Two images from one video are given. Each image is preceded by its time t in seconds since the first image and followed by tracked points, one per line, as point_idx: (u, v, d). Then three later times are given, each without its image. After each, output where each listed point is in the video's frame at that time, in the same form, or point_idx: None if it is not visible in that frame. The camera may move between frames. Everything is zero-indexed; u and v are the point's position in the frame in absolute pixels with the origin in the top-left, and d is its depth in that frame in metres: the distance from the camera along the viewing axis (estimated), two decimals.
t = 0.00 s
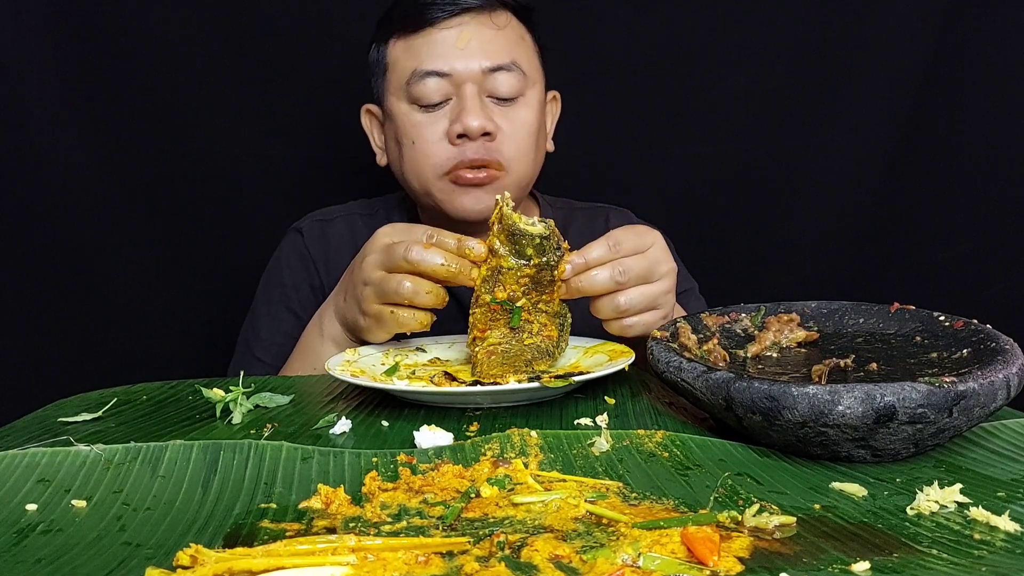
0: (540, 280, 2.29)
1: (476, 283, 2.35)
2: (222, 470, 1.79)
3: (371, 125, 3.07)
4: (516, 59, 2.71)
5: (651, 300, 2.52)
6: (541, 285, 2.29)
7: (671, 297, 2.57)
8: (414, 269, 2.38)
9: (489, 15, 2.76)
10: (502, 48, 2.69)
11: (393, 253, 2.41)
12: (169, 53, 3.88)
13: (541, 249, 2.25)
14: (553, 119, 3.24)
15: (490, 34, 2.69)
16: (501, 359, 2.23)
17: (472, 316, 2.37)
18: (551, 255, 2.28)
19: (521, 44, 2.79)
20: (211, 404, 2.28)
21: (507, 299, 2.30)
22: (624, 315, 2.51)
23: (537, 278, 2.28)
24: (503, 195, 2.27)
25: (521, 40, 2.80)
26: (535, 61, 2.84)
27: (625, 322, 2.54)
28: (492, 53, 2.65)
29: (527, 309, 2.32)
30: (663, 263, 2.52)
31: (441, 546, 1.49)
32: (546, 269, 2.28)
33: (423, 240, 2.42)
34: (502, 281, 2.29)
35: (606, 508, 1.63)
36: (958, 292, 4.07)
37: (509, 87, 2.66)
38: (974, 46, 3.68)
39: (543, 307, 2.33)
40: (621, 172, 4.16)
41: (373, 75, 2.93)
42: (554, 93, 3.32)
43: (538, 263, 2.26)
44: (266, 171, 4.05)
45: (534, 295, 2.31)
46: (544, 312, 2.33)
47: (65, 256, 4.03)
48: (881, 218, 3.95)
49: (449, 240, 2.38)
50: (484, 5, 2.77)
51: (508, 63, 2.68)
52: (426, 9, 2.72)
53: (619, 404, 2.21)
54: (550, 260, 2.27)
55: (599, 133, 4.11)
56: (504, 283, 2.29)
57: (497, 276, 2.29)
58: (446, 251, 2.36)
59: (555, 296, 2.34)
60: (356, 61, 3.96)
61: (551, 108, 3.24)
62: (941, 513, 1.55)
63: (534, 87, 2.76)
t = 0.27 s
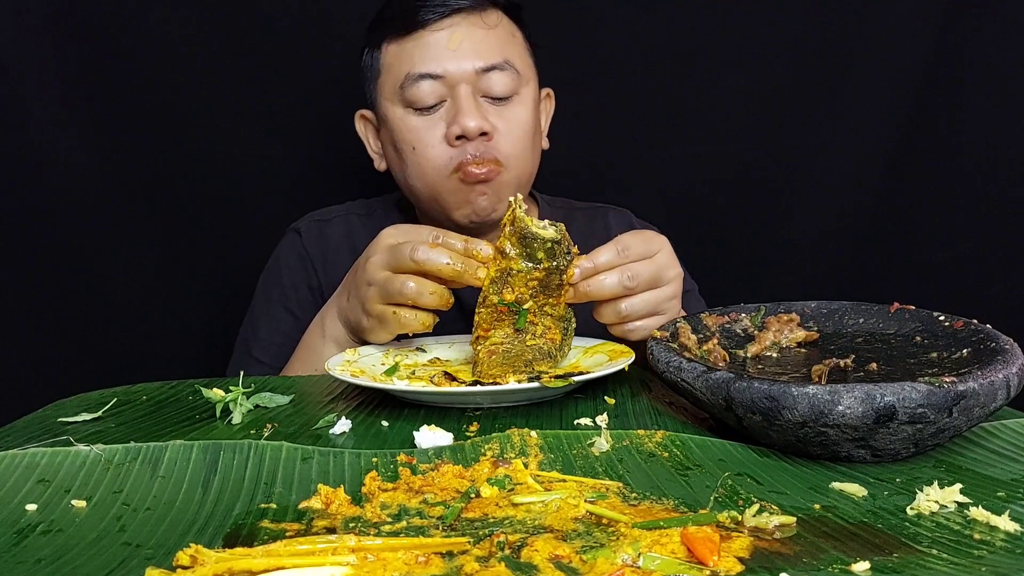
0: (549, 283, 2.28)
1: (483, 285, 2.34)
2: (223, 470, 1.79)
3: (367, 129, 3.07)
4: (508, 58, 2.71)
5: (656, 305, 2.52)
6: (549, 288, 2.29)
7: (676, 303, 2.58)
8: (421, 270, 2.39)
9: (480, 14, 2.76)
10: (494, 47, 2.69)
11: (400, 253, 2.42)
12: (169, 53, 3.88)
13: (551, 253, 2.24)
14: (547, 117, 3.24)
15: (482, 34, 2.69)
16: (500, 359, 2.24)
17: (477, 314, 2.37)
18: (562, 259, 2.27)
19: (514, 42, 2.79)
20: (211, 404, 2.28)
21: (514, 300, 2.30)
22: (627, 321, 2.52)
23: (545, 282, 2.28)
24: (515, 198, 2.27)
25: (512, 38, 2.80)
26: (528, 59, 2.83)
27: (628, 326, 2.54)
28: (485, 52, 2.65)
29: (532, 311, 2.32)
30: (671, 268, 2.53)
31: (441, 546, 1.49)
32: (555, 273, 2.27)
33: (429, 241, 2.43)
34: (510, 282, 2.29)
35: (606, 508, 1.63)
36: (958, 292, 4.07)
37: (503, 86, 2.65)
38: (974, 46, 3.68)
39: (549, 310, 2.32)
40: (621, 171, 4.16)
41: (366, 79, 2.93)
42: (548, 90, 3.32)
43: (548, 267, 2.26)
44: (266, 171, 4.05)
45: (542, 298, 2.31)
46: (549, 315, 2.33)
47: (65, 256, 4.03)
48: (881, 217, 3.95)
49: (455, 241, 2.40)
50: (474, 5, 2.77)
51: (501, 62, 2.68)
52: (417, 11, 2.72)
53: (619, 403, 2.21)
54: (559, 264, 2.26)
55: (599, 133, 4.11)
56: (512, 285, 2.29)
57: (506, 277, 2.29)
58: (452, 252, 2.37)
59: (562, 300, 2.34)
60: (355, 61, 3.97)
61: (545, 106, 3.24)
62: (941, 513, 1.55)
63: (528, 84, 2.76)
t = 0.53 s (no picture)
0: (555, 286, 2.30)
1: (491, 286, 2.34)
2: (223, 470, 1.79)
3: (362, 131, 3.07)
4: (504, 59, 2.72)
5: (658, 313, 2.54)
6: (555, 290, 2.31)
7: (678, 312, 2.59)
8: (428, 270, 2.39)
9: (476, 15, 2.77)
10: (490, 48, 2.69)
11: (408, 253, 2.41)
12: (169, 53, 3.88)
13: (559, 255, 2.27)
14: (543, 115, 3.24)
15: (478, 35, 2.70)
16: (502, 358, 2.25)
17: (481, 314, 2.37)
18: (569, 262, 2.29)
19: (509, 42, 2.80)
20: (211, 404, 2.28)
21: (520, 301, 2.31)
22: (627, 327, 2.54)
23: (551, 284, 2.29)
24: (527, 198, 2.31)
25: (507, 39, 2.80)
26: (522, 59, 2.84)
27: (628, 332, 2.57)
28: (482, 53, 2.66)
29: (537, 313, 2.32)
30: (676, 277, 2.54)
31: (441, 546, 1.49)
32: (562, 275, 2.29)
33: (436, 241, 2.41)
34: (518, 283, 2.30)
35: (606, 508, 1.63)
36: (958, 292, 4.07)
37: (500, 87, 2.66)
38: (974, 46, 3.68)
39: (554, 313, 2.34)
40: (621, 172, 4.16)
41: (361, 81, 2.92)
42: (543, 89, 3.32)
43: (556, 268, 2.28)
44: (266, 171, 4.05)
45: (547, 300, 2.32)
46: (554, 317, 2.34)
47: (65, 256, 4.03)
48: (881, 217, 3.95)
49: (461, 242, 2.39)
50: (469, 6, 2.77)
51: (497, 63, 2.68)
52: (411, 12, 2.72)
53: (619, 404, 2.21)
54: (566, 266, 2.29)
55: (599, 133, 4.11)
56: (520, 285, 2.30)
57: (513, 277, 2.29)
58: (460, 253, 2.36)
59: (567, 304, 2.35)
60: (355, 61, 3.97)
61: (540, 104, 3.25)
62: (941, 513, 1.55)
63: (524, 84, 2.77)
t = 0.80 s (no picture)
0: (559, 287, 2.30)
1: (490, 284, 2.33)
2: (223, 470, 1.79)
3: (366, 130, 3.07)
4: (510, 59, 2.71)
5: (661, 317, 2.53)
6: (558, 292, 2.31)
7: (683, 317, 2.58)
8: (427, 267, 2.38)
9: (482, 15, 2.76)
10: (496, 49, 2.69)
11: (404, 249, 2.41)
12: (169, 53, 3.88)
13: (564, 257, 2.27)
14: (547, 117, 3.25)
15: (484, 36, 2.69)
16: (501, 357, 2.26)
17: (486, 312, 2.39)
18: (574, 264, 2.29)
19: (515, 43, 2.79)
20: (211, 404, 2.28)
21: (523, 302, 2.32)
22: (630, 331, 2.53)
23: (555, 285, 2.30)
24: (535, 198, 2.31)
25: (513, 39, 2.80)
26: (528, 60, 2.83)
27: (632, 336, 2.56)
28: (487, 54, 2.65)
29: (540, 314, 2.33)
30: (680, 281, 2.53)
31: (441, 546, 1.49)
32: (567, 277, 2.30)
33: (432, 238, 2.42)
34: (522, 283, 2.31)
35: (606, 508, 1.63)
36: (958, 292, 4.07)
37: (506, 88, 2.66)
38: (974, 46, 3.68)
39: (557, 314, 2.34)
40: (621, 172, 4.16)
41: (365, 80, 2.92)
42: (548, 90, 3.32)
43: (560, 270, 2.28)
44: (266, 171, 4.05)
45: (551, 301, 2.32)
46: (557, 319, 2.34)
47: (65, 256, 4.03)
48: (881, 217, 3.95)
49: (458, 238, 2.38)
50: (475, 6, 2.77)
51: (503, 64, 2.68)
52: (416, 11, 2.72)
53: (619, 404, 2.21)
54: (571, 269, 2.29)
55: (599, 133, 4.11)
56: (524, 285, 2.31)
57: (518, 277, 2.31)
58: (456, 250, 2.36)
59: (571, 306, 2.35)
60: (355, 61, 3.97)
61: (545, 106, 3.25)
62: (941, 513, 1.55)
63: (530, 85, 2.76)
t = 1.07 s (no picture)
0: (563, 290, 2.29)
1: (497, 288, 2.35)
2: (223, 470, 1.79)
3: (375, 128, 3.06)
4: (523, 64, 2.72)
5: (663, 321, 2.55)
6: (563, 294, 2.29)
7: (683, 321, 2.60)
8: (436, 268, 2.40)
9: (496, 19, 2.76)
10: (509, 53, 2.69)
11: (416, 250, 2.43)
12: (169, 53, 3.88)
13: (570, 260, 2.25)
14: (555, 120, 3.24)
15: (498, 39, 2.69)
16: (502, 358, 2.26)
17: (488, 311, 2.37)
18: (580, 267, 2.28)
19: (527, 47, 2.80)
20: (211, 404, 2.28)
21: (527, 303, 2.30)
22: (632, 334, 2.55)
23: (560, 288, 2.28)
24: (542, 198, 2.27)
25: (526, 43, 2.80)
26: (540, 64, 2.84)
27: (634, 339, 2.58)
28: (500, 58, 2.65)
29: (543, 316, 2.32)
30: (683, 286, 2.55)
31: (441, 546, 1.49)
32: (572, 280, 2.28)
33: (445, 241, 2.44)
34: (527, 284, 2.28)
35: (606, 508, 1.63)
36: (958, 292, 4.07)
37: (518, 93, 2.66)
38: (974, 46, 3.68)
39: (560, 316, 2.32)
40: (621, 172, 4.16)
41: (376, 79, 2.92)
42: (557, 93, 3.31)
43: (565, 272, 2.26)
44: (265, 171, 4.05)
45: (555, 303, 2.31)
46: (560, 321, 2.33)
47: (65, 256, 4.03)
48: (880, 217, 3.95)
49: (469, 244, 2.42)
50: (490, 9, 2.76)
51: (516, 69, 2.68)
52: (431, 12, 2.71)
53: (619, 404, 2.21)
54: (576, 271, 2.27)
55: (599, 133, 4.11)
56: (528, 287, 2.28)
57: (523, 279, 2.28)
58: (467, 253, 2.38)
59: (574, 308, 2.33)
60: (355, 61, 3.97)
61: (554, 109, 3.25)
62: (941, 513, 1.55)
63: (541, 90, 2.77)
